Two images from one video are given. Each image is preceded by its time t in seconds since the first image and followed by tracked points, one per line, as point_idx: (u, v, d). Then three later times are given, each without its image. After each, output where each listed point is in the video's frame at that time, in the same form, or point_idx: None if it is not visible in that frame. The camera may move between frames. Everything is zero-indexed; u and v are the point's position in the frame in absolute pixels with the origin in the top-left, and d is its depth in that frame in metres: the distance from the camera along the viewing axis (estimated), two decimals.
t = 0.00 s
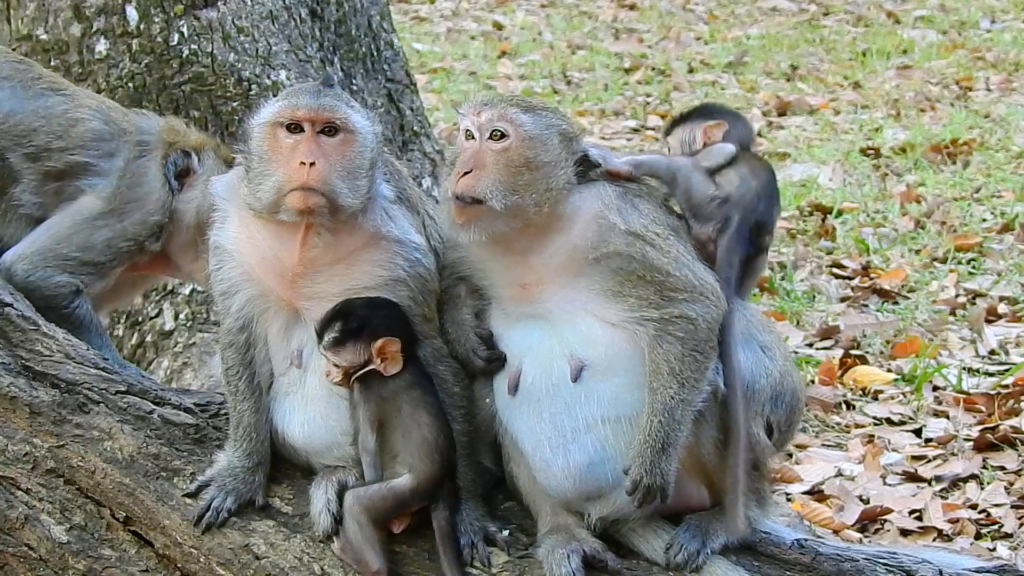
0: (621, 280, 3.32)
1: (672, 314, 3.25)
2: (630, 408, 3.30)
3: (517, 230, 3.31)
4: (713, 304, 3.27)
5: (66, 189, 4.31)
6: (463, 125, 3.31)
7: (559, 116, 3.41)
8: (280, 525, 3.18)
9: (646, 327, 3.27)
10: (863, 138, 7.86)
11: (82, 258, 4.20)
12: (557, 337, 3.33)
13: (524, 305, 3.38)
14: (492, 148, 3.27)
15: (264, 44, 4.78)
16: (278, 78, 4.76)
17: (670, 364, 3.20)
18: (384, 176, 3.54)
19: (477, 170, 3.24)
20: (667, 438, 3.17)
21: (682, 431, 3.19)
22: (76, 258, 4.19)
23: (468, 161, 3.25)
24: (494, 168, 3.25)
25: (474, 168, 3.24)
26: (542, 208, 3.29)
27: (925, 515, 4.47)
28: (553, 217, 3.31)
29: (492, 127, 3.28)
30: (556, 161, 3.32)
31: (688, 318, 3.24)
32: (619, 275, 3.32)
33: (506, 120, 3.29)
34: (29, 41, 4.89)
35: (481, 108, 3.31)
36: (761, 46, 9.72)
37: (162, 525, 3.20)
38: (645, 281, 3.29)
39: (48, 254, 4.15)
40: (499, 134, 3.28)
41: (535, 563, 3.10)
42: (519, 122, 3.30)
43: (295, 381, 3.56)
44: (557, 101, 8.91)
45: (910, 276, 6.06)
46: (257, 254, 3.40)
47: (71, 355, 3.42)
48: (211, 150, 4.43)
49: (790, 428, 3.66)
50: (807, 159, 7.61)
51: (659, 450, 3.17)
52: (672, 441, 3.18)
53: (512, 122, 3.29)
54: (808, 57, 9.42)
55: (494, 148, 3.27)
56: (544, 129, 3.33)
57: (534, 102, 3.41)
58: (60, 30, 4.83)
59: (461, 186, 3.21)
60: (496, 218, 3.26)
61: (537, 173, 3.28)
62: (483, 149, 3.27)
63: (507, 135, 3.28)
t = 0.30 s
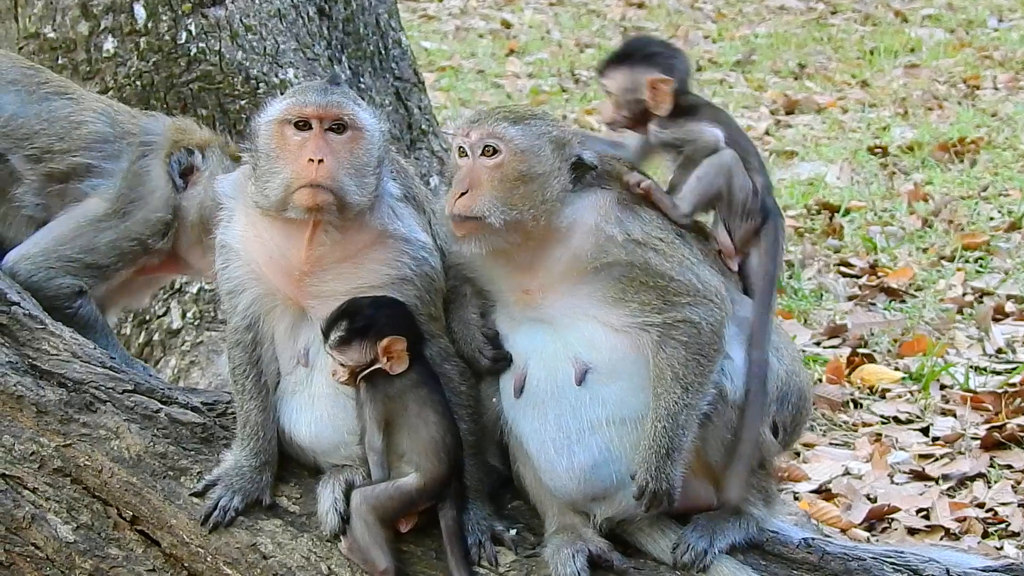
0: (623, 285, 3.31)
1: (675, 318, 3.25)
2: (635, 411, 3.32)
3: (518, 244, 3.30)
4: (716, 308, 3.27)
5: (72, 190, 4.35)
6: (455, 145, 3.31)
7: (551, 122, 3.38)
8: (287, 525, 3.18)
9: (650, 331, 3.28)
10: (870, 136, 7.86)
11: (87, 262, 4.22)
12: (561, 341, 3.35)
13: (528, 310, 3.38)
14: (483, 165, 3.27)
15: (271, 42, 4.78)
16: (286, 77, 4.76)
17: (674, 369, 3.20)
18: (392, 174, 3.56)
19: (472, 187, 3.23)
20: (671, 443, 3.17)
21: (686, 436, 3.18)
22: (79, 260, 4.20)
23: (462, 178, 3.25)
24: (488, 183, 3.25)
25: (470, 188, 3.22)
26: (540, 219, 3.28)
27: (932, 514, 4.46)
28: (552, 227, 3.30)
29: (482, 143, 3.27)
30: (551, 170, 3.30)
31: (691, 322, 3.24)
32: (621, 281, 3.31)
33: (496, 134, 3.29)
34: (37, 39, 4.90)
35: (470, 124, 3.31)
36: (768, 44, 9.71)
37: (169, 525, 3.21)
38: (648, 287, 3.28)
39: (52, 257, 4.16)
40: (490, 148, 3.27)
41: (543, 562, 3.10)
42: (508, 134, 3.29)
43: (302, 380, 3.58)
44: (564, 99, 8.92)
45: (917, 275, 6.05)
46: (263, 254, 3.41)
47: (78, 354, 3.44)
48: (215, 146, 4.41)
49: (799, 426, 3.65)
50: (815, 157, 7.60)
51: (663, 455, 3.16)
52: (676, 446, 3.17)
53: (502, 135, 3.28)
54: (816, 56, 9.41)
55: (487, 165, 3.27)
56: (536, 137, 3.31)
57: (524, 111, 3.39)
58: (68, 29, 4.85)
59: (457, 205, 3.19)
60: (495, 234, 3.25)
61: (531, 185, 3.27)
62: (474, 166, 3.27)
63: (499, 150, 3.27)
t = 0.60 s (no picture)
0: (621, 294, 3.27)
1: (677, 325, 3.24)
2: (640, 416, 3.29)
3: (517, 276, 3.26)
4: (717, 309, 3.27)
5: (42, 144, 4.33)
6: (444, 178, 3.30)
7: (528, 142, 3.33)
8: (290, 528, 3.18)
9: (652, 341, 3.26)
10: (873, 138, 7.85)
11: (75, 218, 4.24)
12: (563, 347, 3.33)
13: (531, 325, 3.36)
14: (470, 198, 3.24)
15: (274, 45, 4.79)
16: (289, 79, 4.76)
17: (679, 377, 3.18)
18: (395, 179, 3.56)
19: (464, 224, 3.20)
20: (681, 451, 3.14)
21: (696, 442, 3.15)
22: (67, 224, 4.24)
23: (454, 216, 3.23)
24: (479, 216, 3.22)
25: (461, 223, 3.20)
26: (533, 245, 3.24)
27: (936, 516, 4.47)
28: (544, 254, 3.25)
29: (466, 177, 3.25)
30: (536, 192, 3.26)
31: (694, 327, 3.23)
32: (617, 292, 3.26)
33: (475, 165, 3.25)
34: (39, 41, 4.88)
35: (450, 161, 3.30)
36: (771, 46, 9.71)
37: (172, 528, 3.21)
38: (650, 295, 3.26)
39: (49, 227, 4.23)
40: (474, 181, 3.24)
41: (545, 565, 3.10)
42: (487, 163, 3.25)
43: (304, 382, 3.58)
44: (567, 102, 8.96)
45: (921, 277, 6.04)
46: (265, 258, 3.39)
47: (80, 356, 3.45)
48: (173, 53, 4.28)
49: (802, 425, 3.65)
50: (818, 160, 7.60)
51: (675, 463, 3.14)
52: (686, 453, 3.15)
53: (481, 166, 3.25)
54: (819, 58, 9.40)
55: (474, 197, 3.24)
56: (513, 160, 3.27)
57: (499, 135, 3.34)
58: (70, 31, 4.81)
59: (453, 246, 3.18)
60: (495, 267, 3.22)
61: (520, 212, 3.24)
62: (463, 202, 3.24)
63: (482, 180, 3.24)
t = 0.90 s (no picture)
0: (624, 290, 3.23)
1: (684, 315, 3.20)
2: (648, 413, 3.27)
3: (523, 285, 3.22)
4: (721, 301, 3.22)
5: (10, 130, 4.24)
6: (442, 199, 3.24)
7: (511, 150, 3.24)
8: (294, 532, 3.18)
9: (659, 334, 3.23)
10: (874, 140, 7.84)
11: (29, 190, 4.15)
12: (571, 347, 3.32)
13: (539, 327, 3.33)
14: (469, 218, 3.18)
15: (276, 48, 4.79)
16: (290, 82, 4.72)
17: (687, 366, 3.16)
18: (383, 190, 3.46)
19: (465, 241, 3.15)
20: (691, 442, 3.10)
21: (706, 430, 3.11)
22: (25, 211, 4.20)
23: (456, 233, 3.18)
24: (479, 231, 3.16)
25: (463, 243, 3.15)
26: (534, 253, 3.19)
27: (940, 519, 4.47)
28: (547, 254, 3.21)
29: (460, 194, 3.17)
30: (529, 203, 3.19)
31: (700, 318, 3.19)
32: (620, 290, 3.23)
33: (468, 180, 3.18)
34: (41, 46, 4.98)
35: (442, 177, 3.21)
36: (771, 48, 9.70)
37: (176, 532, 3.22)
38: (656, 287, 3.23)
39: (4, 188, 4.11)
40: (469, 197, 3.17)
41: (550, 567, 3.11)
42: (480, 176, 3.18)
43: (307, 385, 3.58)
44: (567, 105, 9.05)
45: (922, 279, 6.03)
46: (265, 268, 3.39)
47: (83, 360, 3.51)
48: (155, 60, 4.28)
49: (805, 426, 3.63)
50: (818, 161, 7.60)
51: (686, 453, 3.10)
52: (697, 443, 3.11)
53: (475, 180, 3.17)
54: (819, 60, 9.39)
55: (473, 217, 3.17)
56: (503, 170, 3.20)
57: (485, 147, 3.26)
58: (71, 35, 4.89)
59: (459, 263, 3.12)
60: (501, 280, 3.19)
61: (518, 224, 3.18)
62: (461, 219, 3.18)
63: (476, 199, 3.17)
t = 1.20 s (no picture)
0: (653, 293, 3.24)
1: (713, 319, 3.18)
2: (674, 417, 3.26)
3: (557, 306, 3.23)
4: (751, 305, 3.21)
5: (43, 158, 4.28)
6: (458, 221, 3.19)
7: (525, 172, 3.19)
8: (316, 536, 3.19)
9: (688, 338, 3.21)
10: (893, 142, 7.79)
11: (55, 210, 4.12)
12: (596, 352, 3.33)
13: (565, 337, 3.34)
14: (492, 244, 3.16)
15: (293, 53, 4.91)
16: (307, 87, 4.91)
17: (718, 369, 3.16)
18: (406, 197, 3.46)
19: (494, 271, 3.16)
20: (722, 442, 3.13)
21: (736, 432, 3.14)
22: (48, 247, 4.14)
23: (485, 262, 3.18)
24: (507, 261, 3.16)
25: (494, 273, 3.16)
26: (564, 275, 3.19)
27: (963, 522, 4.45)
28: (578, 272, 3.21)
29: (484, 225, 3.14)
30: (551, 228, 3.16)
31: (730, 321, 3.17)
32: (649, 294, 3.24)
33: (488, 211, 3.13)
34: (61, 51, 4.89)
35: (463, 214, 3.15)
36: (788, 50, 9.64)
37: (198, 537, 3.23)
38: (685, 292, 3.21)
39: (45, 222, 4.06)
40: (491, 228, 3.14)
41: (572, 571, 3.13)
42: (499, 207, 3.13)
43: (328, 391, 3.59)
44: (585, 107, 9.05)
45: (943, 281, 6.01)
46: (289, 272, 3.41)
47: (104, 364, 3.50)
48: (196, 125, 4.37)
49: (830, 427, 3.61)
50: (837, 164, 7.56)
51: (715, 454, 3.13)
52: (728, 444, 3.14)
53: (495, 211, 3.13)
54: (837, 62, 9.34)
55: (496, 242, 3.16)
56: (521, 199, 3.15)
57: (498, 172, 3.19)
58: (91, 40, 4.84)
59: (491, 295, 3.15)
60: (534, 307, 3.20)
61: (544, 250, 3.16)
62: (488, 248, 3.18)
63: (499, 227, 3.14)
